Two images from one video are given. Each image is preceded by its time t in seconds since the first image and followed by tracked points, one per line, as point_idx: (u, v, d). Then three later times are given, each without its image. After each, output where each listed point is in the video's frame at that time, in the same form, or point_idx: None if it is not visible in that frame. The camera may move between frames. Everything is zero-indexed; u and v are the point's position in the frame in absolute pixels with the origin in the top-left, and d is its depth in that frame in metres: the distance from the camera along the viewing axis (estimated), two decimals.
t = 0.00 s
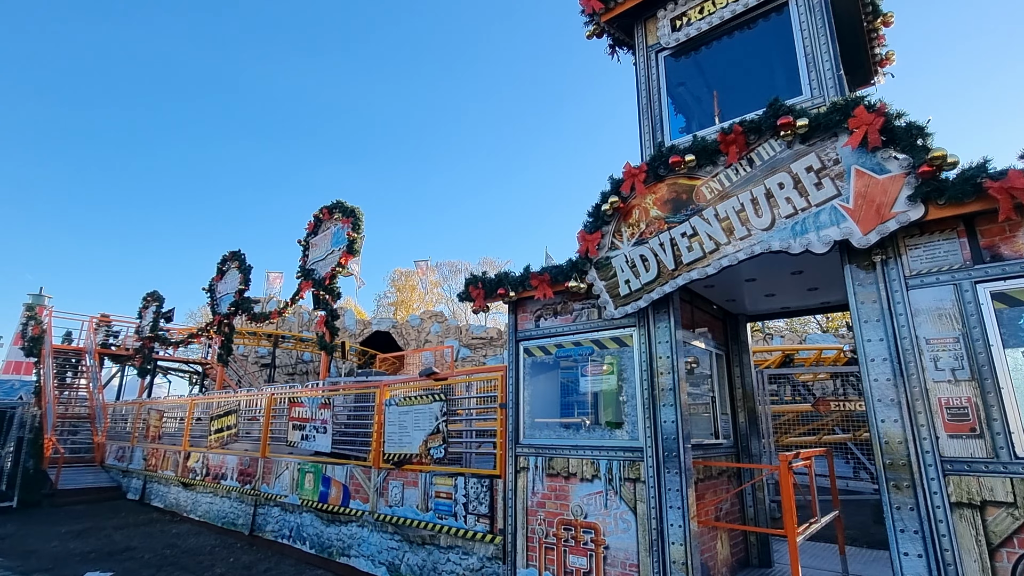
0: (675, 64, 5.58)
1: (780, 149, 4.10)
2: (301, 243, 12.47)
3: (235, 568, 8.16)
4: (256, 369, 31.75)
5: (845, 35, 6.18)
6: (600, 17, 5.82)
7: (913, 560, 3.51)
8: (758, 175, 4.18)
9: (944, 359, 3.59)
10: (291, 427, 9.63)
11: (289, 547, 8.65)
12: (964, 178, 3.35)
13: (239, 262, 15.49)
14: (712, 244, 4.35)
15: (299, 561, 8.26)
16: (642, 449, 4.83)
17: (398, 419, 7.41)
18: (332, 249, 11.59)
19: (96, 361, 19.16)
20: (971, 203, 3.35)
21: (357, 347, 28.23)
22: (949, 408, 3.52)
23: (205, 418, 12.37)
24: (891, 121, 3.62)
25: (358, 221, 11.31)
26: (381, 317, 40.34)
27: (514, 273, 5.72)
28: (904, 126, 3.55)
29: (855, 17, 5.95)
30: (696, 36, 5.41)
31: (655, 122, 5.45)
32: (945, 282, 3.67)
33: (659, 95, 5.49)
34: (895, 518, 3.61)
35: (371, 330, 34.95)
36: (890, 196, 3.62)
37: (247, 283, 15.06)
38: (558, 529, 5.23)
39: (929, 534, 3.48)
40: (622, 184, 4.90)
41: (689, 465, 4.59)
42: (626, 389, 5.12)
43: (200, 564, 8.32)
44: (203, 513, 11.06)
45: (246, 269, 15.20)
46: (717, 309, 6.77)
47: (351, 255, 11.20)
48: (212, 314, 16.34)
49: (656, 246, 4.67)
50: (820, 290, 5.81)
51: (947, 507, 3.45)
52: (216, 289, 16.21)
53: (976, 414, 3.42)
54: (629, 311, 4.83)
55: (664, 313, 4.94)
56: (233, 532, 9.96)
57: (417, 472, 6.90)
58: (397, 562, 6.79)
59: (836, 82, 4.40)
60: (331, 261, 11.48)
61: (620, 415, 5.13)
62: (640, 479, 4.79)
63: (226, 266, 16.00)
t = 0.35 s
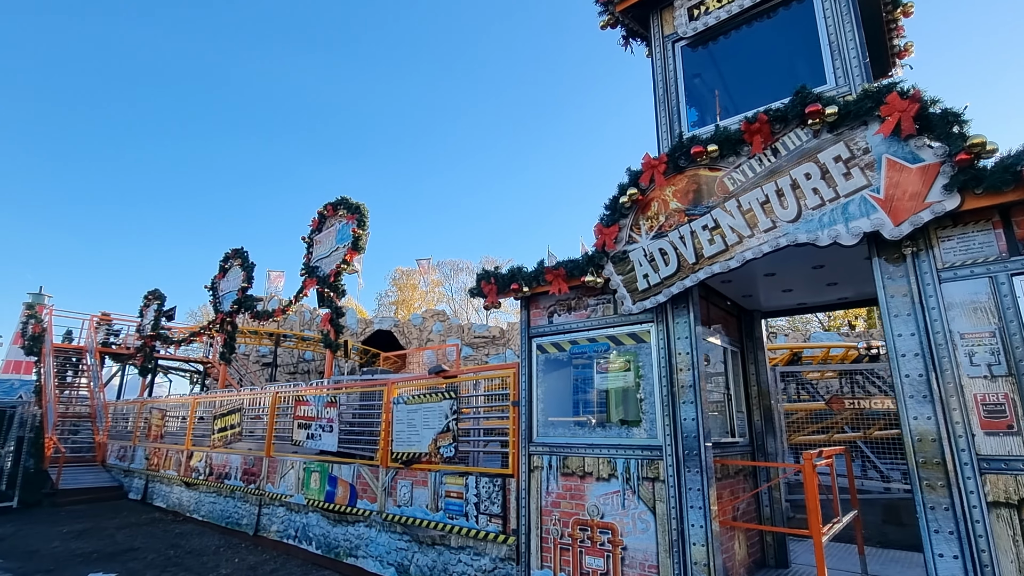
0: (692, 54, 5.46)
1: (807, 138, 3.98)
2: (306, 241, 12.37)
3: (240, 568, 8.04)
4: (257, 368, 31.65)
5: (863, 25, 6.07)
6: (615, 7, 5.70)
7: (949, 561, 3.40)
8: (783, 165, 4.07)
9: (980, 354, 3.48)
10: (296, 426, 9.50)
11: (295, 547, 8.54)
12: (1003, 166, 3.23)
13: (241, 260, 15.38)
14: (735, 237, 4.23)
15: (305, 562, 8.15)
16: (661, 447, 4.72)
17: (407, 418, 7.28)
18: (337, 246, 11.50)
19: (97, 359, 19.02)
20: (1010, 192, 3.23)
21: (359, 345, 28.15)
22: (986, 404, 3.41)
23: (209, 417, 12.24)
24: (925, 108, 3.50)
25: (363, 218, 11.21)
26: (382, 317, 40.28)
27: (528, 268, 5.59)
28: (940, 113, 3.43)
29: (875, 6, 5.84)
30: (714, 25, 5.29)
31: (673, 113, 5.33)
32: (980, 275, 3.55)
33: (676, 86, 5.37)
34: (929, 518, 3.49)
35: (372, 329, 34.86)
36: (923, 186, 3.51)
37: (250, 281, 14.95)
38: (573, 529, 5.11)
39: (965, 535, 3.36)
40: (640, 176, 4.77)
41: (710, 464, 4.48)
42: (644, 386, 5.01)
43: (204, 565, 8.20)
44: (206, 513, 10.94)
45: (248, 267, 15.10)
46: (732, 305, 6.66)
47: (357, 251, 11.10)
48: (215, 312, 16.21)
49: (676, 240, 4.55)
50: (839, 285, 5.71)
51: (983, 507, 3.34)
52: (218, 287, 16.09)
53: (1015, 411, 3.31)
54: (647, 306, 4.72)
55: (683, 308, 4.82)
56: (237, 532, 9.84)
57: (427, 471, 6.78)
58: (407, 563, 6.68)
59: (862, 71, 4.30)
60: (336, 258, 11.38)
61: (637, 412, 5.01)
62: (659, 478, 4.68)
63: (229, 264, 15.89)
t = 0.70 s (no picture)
0: (715, 37, 5.25)
1: (844, 121, 3.77)
2: (311, 236, 12.23)
3: (246, 567, 7.89)
4: (261, 365, 31.62)
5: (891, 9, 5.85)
6: None
7: (998, 567, 3.21)
8: (817, 150, 3.87)
9: None
10: (303, 423, 9.35)
11: (302, 546, 8.39)
12: None
13: (246, 255, 15.25)
14: (765, 226, 4.04)
15: (312, 561, 8.00)
16: (685, 446, 4.53)
17: (416, 415, 7.11)
18: (343, 240, 11.36)
19: (102, 356, 18.96)
20: None
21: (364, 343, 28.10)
22: None
23: (214, 414, 12.11)
24: (975, 87, 3.29)
25: (370, 212, 11.08)
26: (386, 314, 40.24)
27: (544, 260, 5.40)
28: (991, 92, 3.22)
29: None
30: (739, 7, 5.10)
31: (695, 99, 5.12)
32: None
33: (699, 70, 5.16)
34: (976, 522, 3.29)
35: (377, 327, 34.81)
36: (972, 170, 3.30)
37: (255, 276, 14.82)
38: (591, 530, 4.93)
39: (1017, 540, 3.16)
40: (664, 163, 4.58)
41: (737, 463, 4.29)
42: (665, 382, 4.82)
43: (209, 564, 8.05)
44: (211, 511, 10.81)
45: (253, 262, 14.97)
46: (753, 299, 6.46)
47: (363, 246, 10.96)
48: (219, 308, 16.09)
49: (702, 229, 4.36)
50: (866, 278, 5.51)
51: None
52: (223, 283, 15.96)
53: None
54: (671, 299, 4.53)
55: (707, 301, 4.63)
56: (243, 530, 9.70)
57: (438, 469, 6.61)
58: (417, 563, 6.52)
59: (900, 50, 4.09)
60: (342, 253, 11.23)
61: (658, 410, 4.83)
62: (683, 478, 4.49)
63: (233, 259, 15.78)
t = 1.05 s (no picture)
0: (743, 25, 5.05)
1: (890, 106, 3.57)
2: (323, 234, 12.16)
3: (261, 568, 7.81)
4: (272, 364, 31.74)
5: None
6: None
7: None
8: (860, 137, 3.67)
9: None
10: (317, 423, 9.24)
11: (316, 547, 8.30)
12: None
13: (258, 254, 15.23)
14: (803, 217, 3.84)
15: (327, 563, 7.90)
16: (716, 448, 4.35)
17: (433, 415, 6.98)
18: (356, 238, 11.27)
19: (115, 355, 19.05)
20: None
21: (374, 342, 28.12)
22: None
23: (227, 413, 12.07)
24: None
25: (383, 209, 10.98)
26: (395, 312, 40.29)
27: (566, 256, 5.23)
28: None
29: None
30: None
31: (724, 88, 4.92)
32: None
33: (727, 59, 4.97)
34: None
35: (386, 326, 34.86)
36: None
37: (267, 275, 14.78)
38: (617, 535, 4.77)
39: None
40: (694, 153, 4.39)
41: (772, 467, 4.10)
42: (694, 382, 4.64)
43: (224, 565, 7.98)
44: (225, 511, 10.76)
45: (266, 261, 14.94)
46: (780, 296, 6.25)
47: (376, 244, 10.87)
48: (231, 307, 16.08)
49: (735, 223, 4.18)
50: (902, 274, 5.29)
51: None
52: (235, 282, 15.95)
53: None
54: (701, 296, 4.34)
55: (739, 297, 4.44)
56: (257, 530, 9.63)
57: (455, 470, 6.47)
58: (434, 566, 6.39)
59: (947, 31, 3.87)
60: (355, 251, 11.14)
61: (687, 410, 4.65)
62: (714, 481, 4.31)
63: (245, 259, 15.76)
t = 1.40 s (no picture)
0: (778, 10, 4.87)
1: (947, 89, 3.37)
2: (340, 232, 12.11)
3: (279, 567, 7.75)
4: (285, 363, 31.90)
5: None
6: None
7: None
8: (914, 123, 3.47)
9: None
10: (335, 421, 9.17)
11: (334, 546, 8.22)
12: None
13: (275, 252, 15.25)
14: (850, 208, 3.65)
15: (346, 563, 7.82)
16: (755, 450, 4.17)
17: (454, 414, 6.86)
18: (373, 236, 11.20)
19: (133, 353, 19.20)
20: None
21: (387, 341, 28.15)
22: None
23: (244, 411, 12.06)
24: None
25: (400, 207, 10.90)
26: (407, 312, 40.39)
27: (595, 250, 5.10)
28: None
29: None
30: None
31: (760, 75, 4.74)
32: None
33: (763, 45, 4.78)
34: None
35: (399, 325, 34.93)
36: None
37: (283, 274, 14.79)
38: (649, 539, 4.61)
39: None
40: (732, 142, 4.22)
41: (816, 469, 3.91)
42: (730, 380, 4.47)
43: (243, 563, 7.93)
44: (243, 509, 10.74)
45: (282, 259, 14.95)
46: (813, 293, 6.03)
47: (393, 241, 10.79)
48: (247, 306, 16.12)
49: (776, 214, 4.00)
50: (946, 269, 5.07)
51: None
52: (251, 280, 15.98)
53: None
54: (739, 291, 4.16)
55: (779, 292, 4.25)
56: (274, 529, 9.58)
57: (478, 470, 6.34)
58: (456, 567, 6.26)
59: (1003, 10, 3.68)
60: (372, 249, 11.08)
61: (723, 410, 4.48)
62: (753, 484, 4.14)
63: (262, 257, 15.80)
